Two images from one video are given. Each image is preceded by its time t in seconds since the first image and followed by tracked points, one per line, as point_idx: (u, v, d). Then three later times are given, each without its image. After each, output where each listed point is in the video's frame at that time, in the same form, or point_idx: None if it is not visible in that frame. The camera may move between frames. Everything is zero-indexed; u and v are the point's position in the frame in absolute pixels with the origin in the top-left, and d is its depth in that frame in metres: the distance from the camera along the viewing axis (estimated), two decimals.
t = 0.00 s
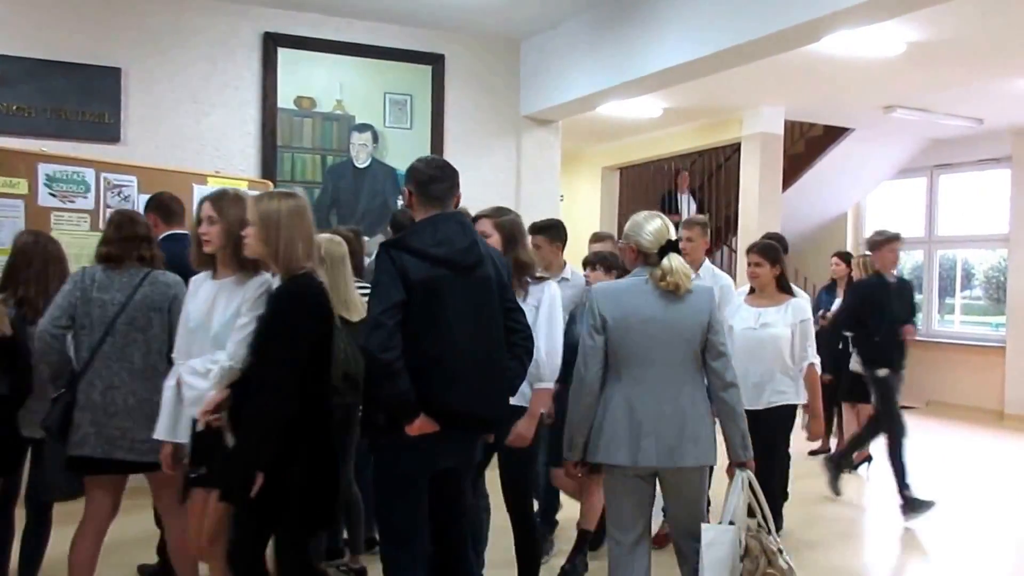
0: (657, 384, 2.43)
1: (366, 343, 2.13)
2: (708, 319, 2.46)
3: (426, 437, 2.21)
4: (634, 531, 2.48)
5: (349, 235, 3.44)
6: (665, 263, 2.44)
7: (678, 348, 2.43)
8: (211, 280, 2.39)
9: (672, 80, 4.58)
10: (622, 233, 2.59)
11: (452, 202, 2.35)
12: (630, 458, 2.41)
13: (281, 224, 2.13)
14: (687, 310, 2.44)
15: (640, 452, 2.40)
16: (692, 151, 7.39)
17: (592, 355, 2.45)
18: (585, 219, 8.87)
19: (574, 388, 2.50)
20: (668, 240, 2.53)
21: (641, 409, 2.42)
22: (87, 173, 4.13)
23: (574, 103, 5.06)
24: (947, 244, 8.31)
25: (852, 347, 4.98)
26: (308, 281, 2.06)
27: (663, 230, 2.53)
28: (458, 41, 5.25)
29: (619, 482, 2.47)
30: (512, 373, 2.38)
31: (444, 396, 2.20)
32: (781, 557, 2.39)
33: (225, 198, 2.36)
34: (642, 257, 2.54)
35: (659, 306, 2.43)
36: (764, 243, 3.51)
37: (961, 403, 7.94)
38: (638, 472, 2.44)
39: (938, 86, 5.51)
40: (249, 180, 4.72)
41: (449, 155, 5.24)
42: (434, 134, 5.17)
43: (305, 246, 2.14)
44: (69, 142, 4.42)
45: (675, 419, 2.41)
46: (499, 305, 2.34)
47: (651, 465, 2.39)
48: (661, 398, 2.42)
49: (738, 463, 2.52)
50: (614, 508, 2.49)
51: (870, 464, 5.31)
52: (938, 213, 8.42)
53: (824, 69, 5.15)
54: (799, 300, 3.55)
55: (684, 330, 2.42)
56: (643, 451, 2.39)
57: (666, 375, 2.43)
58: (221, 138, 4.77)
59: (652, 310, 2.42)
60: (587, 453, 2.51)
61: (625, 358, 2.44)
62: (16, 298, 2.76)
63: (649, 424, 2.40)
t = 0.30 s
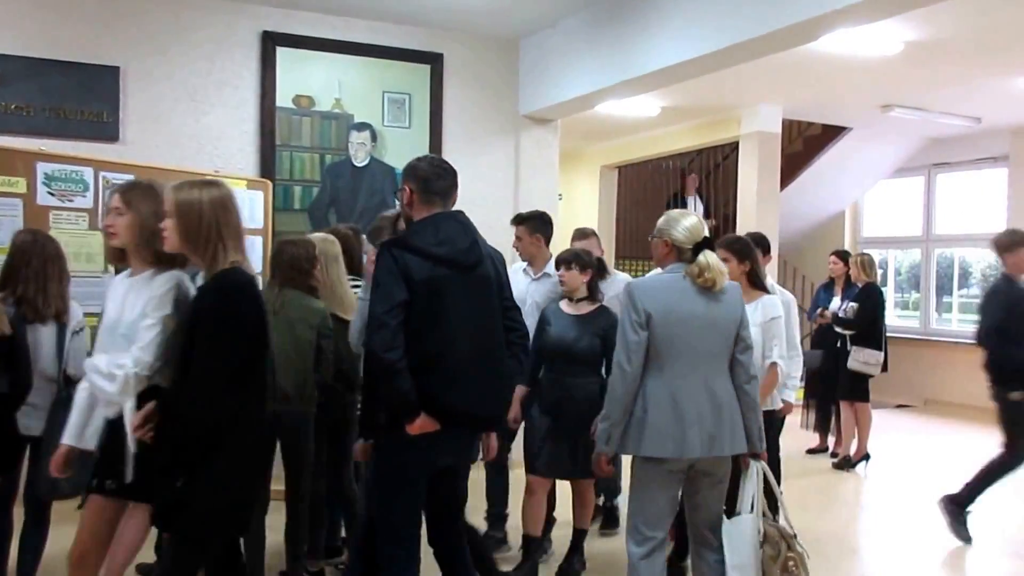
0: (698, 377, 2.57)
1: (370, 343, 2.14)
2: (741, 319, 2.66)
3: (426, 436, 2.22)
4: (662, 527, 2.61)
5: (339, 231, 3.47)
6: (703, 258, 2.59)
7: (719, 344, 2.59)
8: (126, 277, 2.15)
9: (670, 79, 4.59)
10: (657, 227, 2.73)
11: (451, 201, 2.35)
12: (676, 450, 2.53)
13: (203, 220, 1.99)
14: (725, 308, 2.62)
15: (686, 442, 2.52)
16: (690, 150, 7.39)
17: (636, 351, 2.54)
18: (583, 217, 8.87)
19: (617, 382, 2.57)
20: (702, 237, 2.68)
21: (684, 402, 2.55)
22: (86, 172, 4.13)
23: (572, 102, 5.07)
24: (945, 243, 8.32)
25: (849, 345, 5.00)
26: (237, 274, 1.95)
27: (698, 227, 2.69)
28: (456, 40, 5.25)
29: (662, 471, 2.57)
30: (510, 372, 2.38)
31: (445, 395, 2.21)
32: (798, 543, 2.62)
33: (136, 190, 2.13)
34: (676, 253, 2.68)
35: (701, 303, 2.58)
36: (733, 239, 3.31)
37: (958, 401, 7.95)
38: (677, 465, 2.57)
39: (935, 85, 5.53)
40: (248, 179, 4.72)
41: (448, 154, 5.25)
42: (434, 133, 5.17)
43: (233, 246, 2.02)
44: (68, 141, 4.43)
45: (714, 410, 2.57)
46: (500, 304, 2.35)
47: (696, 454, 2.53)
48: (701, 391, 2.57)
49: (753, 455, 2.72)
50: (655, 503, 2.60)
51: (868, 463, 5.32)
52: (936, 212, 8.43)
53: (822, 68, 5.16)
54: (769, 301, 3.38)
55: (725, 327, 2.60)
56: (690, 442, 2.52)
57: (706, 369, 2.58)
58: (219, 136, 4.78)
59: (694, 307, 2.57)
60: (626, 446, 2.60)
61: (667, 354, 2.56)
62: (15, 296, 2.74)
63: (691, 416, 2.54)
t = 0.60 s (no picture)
0: (724, 372, 2.62)
1: (370, 342, 2.14)
2: (761, 315, 2.71)
3: (426, 434, 2.22)
4: (681, 524, 2.67)
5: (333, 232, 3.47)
6: (726, 254, 2.62)
7: (741, 340, 2.64)
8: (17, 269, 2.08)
9: (668, 78, 4.60)
10: (681, 224, 2.77)
11: (448, 201, 2.36)
12: (704, 445, 2.56)
13: (86, 219, 1.78)
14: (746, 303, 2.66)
15: (715, 437, 2.56)
16: (687, 148, 7.40)
17: (668, 347, 2.57)
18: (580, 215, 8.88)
19: (647, 378, 2.60)
20: (725, 233, 2.73)
21: (711, 397, 2.59)
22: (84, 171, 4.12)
23: (569, 102, 5.08)
24: (942, 241, 8.34)
25: (847, 343, 5.01)
26: (128, 282, 1.76)
27: (721, 224, 2.73)
28: (454, 38, 5.25)
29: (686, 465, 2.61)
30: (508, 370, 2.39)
31: (445, 394, 2.21)
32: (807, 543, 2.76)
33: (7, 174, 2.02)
34: (699, 249, 2.74)
35: (724, 298, 2.62)
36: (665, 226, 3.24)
37: (956, 398, 7.97)
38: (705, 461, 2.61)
39: (931, 84, 5.54)
40: (246, 177, 4.73)
41: (446, 153, 5.26)
42: (431, 131, 5.17)
43: (122, 255, 1.82)
44: (66, 140, 4.42)
45: (739, 405, 2.61)
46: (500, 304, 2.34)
47: (725, 449, 2.57)
48: (726, 386, 2.61)
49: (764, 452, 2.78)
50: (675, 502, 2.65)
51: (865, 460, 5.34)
52: (933, 210, 8.44)
53: (819, 66, 5.17)
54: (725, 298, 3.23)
55: (749, 323, 2.65)
56: (718, 437, 2.56)
57: (732, 366, 2.63)
58: (217, 135, 4.78)
59: (717, 302, 2.60)
60: (655, 442, 2.63)
61: (695, 349, 2.60)
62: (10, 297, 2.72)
63: (718, 410, 2.58)
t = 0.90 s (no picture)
0: (739, 370, 2.66)
1: (369, 340, 2.15)
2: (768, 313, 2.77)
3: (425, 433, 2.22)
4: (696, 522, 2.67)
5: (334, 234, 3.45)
6: (739, 254, 2.66)
7: (753, 338, 2.69)
8: None
9: (664, 78, 4.61)
10: (696, 222, 2.78)
11: (445, 198, 2.36)
12: (725, 444, 2.59)
13: None
14: (757, 301, 2.71)
15: (735, 435, 2.60)
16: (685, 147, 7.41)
17: (693, 344, 2.57)
18: (578, 213, 8.89)
19: (670, 376, 2.58)
20: (740, 233, 2.73)
21: (730, 394, 2.62)
22: (82, 170, 4.13)
23: (567, 101, 5.09)
24: (939, 239, 8.35)
25: (844, 341, 5.01)
26: None
27: (736, 223, 2.73)
28: (452, 37, 5.26)
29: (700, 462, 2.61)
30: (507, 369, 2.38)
31: (445, 391, 2.21)
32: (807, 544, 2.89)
33: None
34: (715, 248, 2.74)
35: (737, 296, 2.65)
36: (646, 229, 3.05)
37: (951, 396, 8.00)
38: (723, 459, 2.63)
39: (929, 83, 5.55)
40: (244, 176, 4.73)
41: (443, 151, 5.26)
42: (429, 130, 5.18)
43: None
44: (63, 139, 4.43)
45: (753, 403, 2.67)
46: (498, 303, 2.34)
47: (744, 447, 2.62)
48: (742, 384, 2.65)
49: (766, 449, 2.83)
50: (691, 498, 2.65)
51: (862, 458, 5.35)
52: (930, 208, 8.45)
53: (816, 65, 5.17)
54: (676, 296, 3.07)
55: (759, 321, 2.70)
56: (739, 435, 2.60)
57: (746, 364, 2.67)
58: (216, 134, 4.78)
59: (731, 300, 2.63)
60: (675, 441, 2.62)
61: (715, 347, 2.62)
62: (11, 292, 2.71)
63: (737, 408, 2.62)
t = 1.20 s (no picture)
0: (743, 368, 2.67)
1: (353, 336, 2.14)
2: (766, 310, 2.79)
3: (414, 430, 2.21)
4: (705, 523, 2.67)
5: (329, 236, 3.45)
6: (741, 251, 2.66)
7: (754, 335, 2.70)
8: None
9: (661, 76, 4.62)
10: (699, 219, 2.78)
11: (438, 196, 2.34)
12: (734, 442, 2.60)
13: None
14: (756, 297, 2.72)
15: (743, 433, 2.61)
16: (682, 145, 7.43)
17: (702, 344, 2.57)
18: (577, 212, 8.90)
19: (680, 376, 2.57)
20: (742, 230, 2.72)
21: (738, 393, 2.63)
22: (80, 168, 4.13)
23: (564, 99, 5.09)
24: (936, 238, 8.37)
25: (842, 339, 5.01)
26: None
27: (739, 220, 2.72)
28: (450, 36, 5.27)
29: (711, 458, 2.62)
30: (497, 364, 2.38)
31: (435, 388, 2.20)
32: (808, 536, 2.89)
33: None
34: (716, 246, 2.73)
35: (738, 294, 2.65)
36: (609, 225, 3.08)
37: (948, 394, 8.01)
38: (732, 456, 2.64)
39: (925, 81, 5.56)
40: (242, 174, 4.73)
41: (441, 148, 5.27)
42: (427, 128, 5.18)
43: None
44: (62, 137, 4.43)
45: (757, 401, 2.69)
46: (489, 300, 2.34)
47: (752, 445, 2.63)
48: (747, 381, 2.67)
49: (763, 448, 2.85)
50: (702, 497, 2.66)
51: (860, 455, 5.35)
52: (927, 207, 8.46)
53: (813, 64, 5.19)
54: (641, 295, 3.05)
55: (760, 318, 2.72)
56: (747, 432, 2.62)
57: (750, 362, 2.68)
58: (214, 132, 4.78)
59: (734, 297, 2.64)
60: (686, 440, 2.62)
61: (722, 345, 2.62)
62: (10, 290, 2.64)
63: (744, 406, 2.63)
